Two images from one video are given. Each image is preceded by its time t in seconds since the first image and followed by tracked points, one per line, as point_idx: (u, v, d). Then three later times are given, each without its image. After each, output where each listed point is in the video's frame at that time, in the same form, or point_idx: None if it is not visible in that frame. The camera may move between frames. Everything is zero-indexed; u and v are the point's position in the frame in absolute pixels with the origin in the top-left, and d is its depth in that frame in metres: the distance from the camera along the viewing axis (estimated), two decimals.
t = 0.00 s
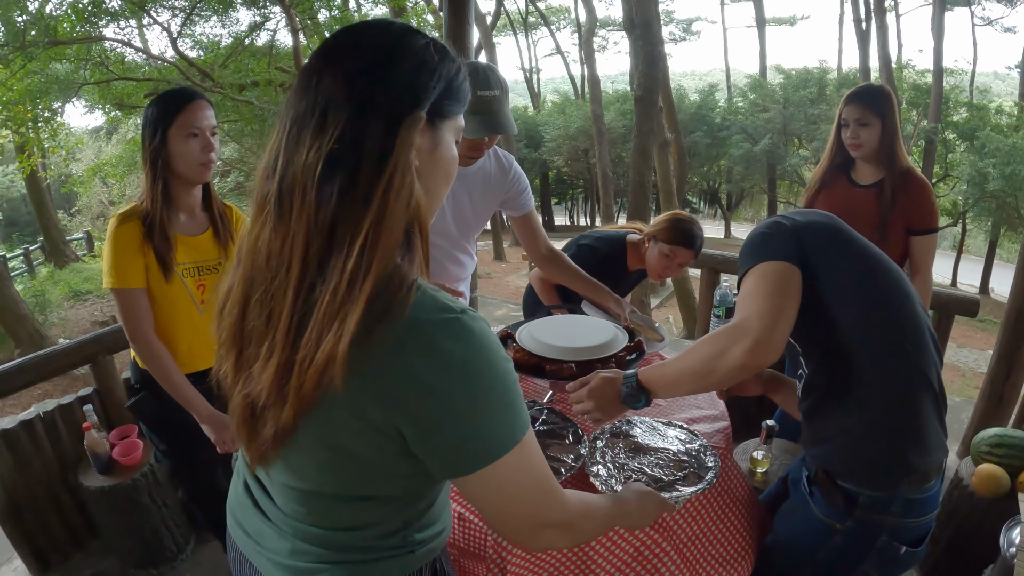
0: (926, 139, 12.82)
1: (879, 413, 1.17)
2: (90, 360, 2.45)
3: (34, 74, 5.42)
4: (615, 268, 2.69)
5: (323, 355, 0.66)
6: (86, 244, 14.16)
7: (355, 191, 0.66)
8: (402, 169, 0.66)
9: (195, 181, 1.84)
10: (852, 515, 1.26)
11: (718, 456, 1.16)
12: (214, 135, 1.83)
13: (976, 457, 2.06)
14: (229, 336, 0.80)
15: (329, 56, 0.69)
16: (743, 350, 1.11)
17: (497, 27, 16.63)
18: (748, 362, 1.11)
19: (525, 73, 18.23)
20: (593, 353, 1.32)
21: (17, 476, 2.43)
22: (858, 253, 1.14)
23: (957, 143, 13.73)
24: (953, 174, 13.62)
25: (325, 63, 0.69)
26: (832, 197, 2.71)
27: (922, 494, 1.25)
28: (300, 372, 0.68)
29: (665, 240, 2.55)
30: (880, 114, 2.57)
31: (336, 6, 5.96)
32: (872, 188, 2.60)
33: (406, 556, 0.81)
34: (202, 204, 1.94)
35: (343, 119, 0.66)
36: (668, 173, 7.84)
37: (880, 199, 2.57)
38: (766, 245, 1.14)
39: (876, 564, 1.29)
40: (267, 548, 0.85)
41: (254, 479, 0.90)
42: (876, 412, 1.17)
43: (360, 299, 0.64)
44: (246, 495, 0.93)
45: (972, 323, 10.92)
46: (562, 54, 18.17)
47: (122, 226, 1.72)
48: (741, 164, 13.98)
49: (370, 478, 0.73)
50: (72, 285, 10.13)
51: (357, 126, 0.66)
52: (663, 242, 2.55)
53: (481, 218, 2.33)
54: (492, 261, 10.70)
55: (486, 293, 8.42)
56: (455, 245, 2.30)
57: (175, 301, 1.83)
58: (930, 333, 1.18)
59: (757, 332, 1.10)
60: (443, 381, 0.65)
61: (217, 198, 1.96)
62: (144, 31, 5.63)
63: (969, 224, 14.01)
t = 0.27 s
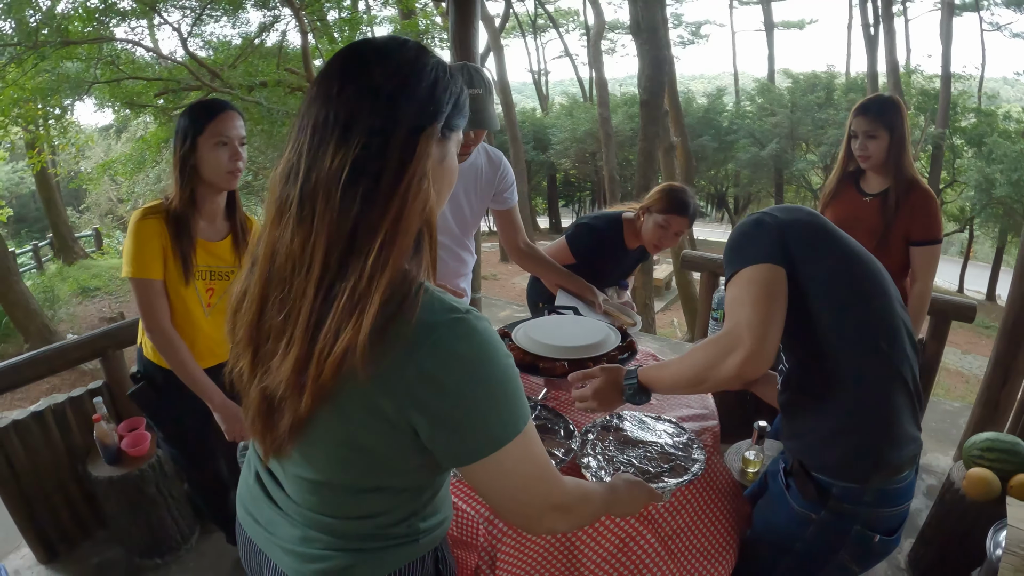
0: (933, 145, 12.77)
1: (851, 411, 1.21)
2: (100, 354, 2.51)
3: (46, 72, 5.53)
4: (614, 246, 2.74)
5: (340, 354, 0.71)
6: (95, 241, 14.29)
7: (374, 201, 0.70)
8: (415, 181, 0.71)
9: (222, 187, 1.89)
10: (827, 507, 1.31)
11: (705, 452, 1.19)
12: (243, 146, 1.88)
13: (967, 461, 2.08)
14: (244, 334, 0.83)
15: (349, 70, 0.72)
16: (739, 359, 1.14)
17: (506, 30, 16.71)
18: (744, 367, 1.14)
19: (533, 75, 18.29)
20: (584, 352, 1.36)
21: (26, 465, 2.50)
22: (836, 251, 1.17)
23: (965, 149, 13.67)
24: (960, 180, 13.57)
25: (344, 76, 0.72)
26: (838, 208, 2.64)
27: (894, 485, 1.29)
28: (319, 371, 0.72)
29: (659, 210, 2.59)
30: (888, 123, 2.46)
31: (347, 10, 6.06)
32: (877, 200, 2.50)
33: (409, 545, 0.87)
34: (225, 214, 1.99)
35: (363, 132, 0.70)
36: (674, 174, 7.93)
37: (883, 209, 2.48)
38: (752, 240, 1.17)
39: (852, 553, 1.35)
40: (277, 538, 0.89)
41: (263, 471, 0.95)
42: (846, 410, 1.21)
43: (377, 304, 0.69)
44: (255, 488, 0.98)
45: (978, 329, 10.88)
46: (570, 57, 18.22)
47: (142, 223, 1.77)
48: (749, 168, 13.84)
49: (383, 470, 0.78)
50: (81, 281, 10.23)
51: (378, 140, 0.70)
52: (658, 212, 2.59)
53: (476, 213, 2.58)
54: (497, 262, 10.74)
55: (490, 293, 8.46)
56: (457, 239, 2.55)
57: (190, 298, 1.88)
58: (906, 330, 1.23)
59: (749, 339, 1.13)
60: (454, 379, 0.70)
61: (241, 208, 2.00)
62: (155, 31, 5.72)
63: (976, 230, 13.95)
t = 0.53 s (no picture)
0: (937, 146, 12.76)
1: (847, 390, 1.30)
2: (107, 348, 2.56)
3: (51, 71, 5.58)
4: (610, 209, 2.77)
5: (337, 340, 0.76)
6: (100, 240, 14.37)
7: (373, 198, 0.75)
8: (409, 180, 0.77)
9: (230, 188, 1.93)
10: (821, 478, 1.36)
11: (693, 443, 1.21)
12: (252, 150, 1.93)
13: (959, 458, 2.11)
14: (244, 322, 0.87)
15: (347, 73, 0.77)
16: (758, 366, 1.17)
17: (509, 30, 16.75)
18: (766, 368, 1.17)
19: (536, 75, 18.32)
20: (575, 346, 1.39)
21: (33, 456, 2.54)
22: (815, 232, 1.25)
23: (968, 151, 13.65)
24: (963, 181, 13.54)
25: (342, 79, 0.76)
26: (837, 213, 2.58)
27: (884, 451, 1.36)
28: (318, 355, 0.77)
29: (640, 159, 2.55)
30: (885, 125, 2.39)
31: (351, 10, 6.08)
32: (877, 202, 2.44)
33: (401, 520, 0.92)
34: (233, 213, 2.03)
35: (362, 132, 0.74)
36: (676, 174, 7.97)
37: (881, 211, 2.41)
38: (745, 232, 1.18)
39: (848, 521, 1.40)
40: (276, 515, 0.94)
41: (262, 452, 0.99)
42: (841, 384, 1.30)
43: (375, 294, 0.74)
44: (253, 469, 1.02)
45: (980, 331, 10.87)
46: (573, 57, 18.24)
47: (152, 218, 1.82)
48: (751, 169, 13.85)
49: (379, 450, 0.84)
50: (86, 279, 10.29)
51: (376, 140, 0.75)
52: (639, 161, 2.55)
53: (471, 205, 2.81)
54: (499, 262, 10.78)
55: (493, 293, 8.50)
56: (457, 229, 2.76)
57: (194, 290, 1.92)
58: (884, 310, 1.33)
59: (765, 343, 1.15)
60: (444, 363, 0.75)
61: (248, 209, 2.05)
62: (160, 31, 5.77)
63: (979, 231, 13.93)
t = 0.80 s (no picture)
0: (939, 145, 12.76)
1: (840, 369, 1.39)
2: (120, 346, 2.61)
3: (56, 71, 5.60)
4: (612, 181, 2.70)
5: (332, 324, 0.86)
6: (104, 239, 14.42)
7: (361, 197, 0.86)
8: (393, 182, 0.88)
9: (231, 186, 1.99)
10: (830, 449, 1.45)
11: (694, 437, 1.25)
12: (252, 150, 1.99)
13: (953, 453, 2.15)
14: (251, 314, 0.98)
15: (333, 90, 0.87)
16: (761, 369, 1.26)
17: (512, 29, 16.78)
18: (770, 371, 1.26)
19: (539, 74, 18.33)
20: (582, 342, 1.43)
21: (47, 451, 2.59)
22: (805, 220, 1.30)
23: (971, 149, 13.64)
24: (966, 180, 13.54)
25: (330, 95, 0.87)
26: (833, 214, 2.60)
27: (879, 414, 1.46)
28: (316, 338, 0.87)
29: (626, 125, 2.52)
30: (885, 130, 2.43)
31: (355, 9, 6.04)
32: (875, 204, 2.48)
33: (398, 488, 1.02)
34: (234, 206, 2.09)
35: (350, 141, 0.85)
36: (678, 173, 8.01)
37: (879, 210, 2.45)
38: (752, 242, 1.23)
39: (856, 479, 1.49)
40: (287, 490, 1.04)
41: (273, 433, 1.10)
42: (836, 361, 1.38)
43: (365, 282, 0.85)
44: (265, 452, 1.13)
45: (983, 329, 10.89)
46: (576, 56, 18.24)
47: (161, 228, 1.85)
48: (754, 168, 13.83)
49: (375, 423, 0.94)
50: (91, 278, 10.35)
51: (364, 148, 0.86)
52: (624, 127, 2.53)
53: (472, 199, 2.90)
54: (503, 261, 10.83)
55: (497, 292, 8.55)
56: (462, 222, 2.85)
57: (204, 288, 1.96)
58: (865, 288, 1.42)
59: (764, 353, 1.24)
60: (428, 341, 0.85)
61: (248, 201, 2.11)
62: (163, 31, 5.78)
63: (982, 230, 13.93)
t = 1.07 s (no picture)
0: (941, 143, 12.77)
1: (834, 349, 1.46)
2: (139, 347, 2.68)
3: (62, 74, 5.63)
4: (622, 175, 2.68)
5: (341, 307, 0.97)
6: (109, 239, 14.46)
7: (362, 198, 0.98)
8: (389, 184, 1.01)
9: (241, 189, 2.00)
10: (837, 420, 1.48)
11: (706, 433, 1.32)
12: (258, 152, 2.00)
13: (952, 448, 2.24)
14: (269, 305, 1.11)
15: (334, 108, 1.00)
16: (756, 368, 1.33)
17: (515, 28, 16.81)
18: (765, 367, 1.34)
19: (541, 73, 18.36)
20: (598, 342, 1.49)
21: (69, 451, 2.64)
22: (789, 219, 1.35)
23: (973, 147, 13.65)
24: (968, 178, 13.58)
25: (331, 112, 1.00)
26: (835, 216, 2.65)
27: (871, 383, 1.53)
28: (324, 320, 0.98)
29: (624, 117, 2.58)
30: (888, 136, 2.48)
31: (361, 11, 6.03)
32: (877, 206, 2.53)
33: (405, 457, 1.13)
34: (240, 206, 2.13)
35: (350, 150, 0.98)
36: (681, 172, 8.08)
37: (880, 213, 2.51)
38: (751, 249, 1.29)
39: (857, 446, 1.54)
40: (304, 463, 1.15)
41: (293, 414, 1.21)
42: (828, 337, 1.45)
43: (366, 270, 0.96)
44: (285, 432, 1.24)
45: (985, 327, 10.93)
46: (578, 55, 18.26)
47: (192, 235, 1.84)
48: (756, 167, 13.85)
49: (379, 396, 1.05)
50: (98, 279, 10.43)
51: (364, 156, 0.98)
52: (626, 121, 2.58)
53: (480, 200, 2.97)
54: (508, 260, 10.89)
55: (503, 291, 8.62)
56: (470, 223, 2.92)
57: (228, 285, 1.96)
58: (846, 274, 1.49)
59: (759, 356, 1.31)
60: (422, 320, 0.96)
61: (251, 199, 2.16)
62: (168, 32, 5.80)
63: (985, 227, 13.97)
